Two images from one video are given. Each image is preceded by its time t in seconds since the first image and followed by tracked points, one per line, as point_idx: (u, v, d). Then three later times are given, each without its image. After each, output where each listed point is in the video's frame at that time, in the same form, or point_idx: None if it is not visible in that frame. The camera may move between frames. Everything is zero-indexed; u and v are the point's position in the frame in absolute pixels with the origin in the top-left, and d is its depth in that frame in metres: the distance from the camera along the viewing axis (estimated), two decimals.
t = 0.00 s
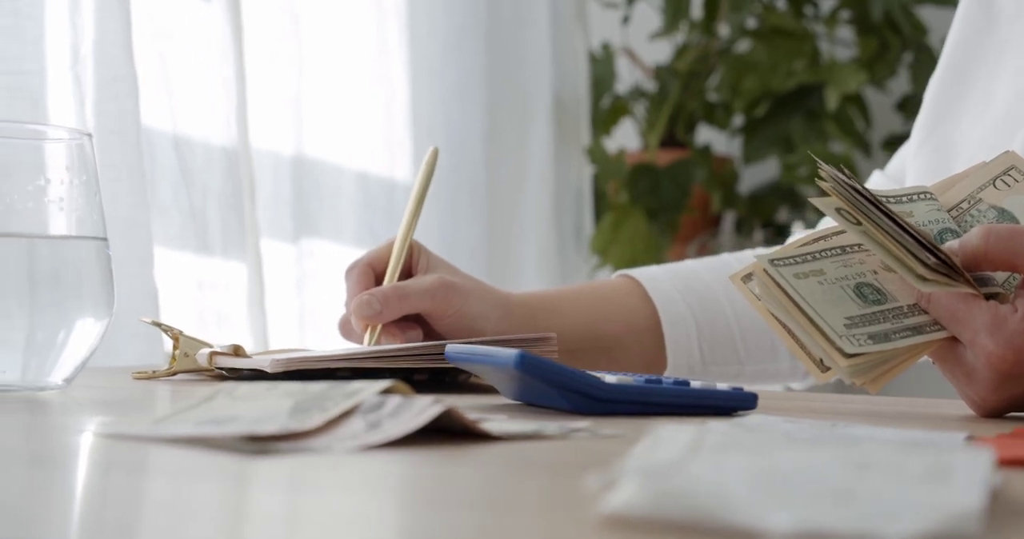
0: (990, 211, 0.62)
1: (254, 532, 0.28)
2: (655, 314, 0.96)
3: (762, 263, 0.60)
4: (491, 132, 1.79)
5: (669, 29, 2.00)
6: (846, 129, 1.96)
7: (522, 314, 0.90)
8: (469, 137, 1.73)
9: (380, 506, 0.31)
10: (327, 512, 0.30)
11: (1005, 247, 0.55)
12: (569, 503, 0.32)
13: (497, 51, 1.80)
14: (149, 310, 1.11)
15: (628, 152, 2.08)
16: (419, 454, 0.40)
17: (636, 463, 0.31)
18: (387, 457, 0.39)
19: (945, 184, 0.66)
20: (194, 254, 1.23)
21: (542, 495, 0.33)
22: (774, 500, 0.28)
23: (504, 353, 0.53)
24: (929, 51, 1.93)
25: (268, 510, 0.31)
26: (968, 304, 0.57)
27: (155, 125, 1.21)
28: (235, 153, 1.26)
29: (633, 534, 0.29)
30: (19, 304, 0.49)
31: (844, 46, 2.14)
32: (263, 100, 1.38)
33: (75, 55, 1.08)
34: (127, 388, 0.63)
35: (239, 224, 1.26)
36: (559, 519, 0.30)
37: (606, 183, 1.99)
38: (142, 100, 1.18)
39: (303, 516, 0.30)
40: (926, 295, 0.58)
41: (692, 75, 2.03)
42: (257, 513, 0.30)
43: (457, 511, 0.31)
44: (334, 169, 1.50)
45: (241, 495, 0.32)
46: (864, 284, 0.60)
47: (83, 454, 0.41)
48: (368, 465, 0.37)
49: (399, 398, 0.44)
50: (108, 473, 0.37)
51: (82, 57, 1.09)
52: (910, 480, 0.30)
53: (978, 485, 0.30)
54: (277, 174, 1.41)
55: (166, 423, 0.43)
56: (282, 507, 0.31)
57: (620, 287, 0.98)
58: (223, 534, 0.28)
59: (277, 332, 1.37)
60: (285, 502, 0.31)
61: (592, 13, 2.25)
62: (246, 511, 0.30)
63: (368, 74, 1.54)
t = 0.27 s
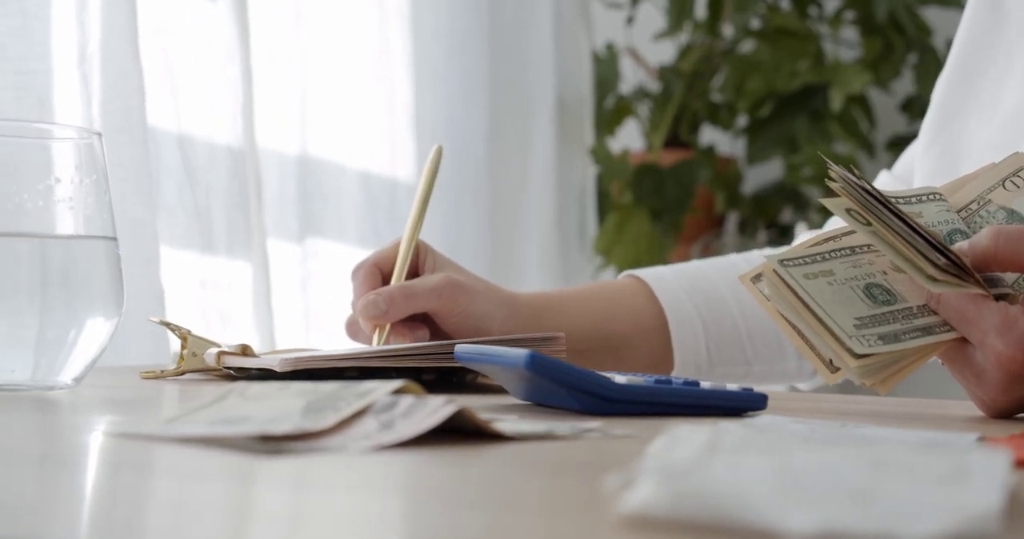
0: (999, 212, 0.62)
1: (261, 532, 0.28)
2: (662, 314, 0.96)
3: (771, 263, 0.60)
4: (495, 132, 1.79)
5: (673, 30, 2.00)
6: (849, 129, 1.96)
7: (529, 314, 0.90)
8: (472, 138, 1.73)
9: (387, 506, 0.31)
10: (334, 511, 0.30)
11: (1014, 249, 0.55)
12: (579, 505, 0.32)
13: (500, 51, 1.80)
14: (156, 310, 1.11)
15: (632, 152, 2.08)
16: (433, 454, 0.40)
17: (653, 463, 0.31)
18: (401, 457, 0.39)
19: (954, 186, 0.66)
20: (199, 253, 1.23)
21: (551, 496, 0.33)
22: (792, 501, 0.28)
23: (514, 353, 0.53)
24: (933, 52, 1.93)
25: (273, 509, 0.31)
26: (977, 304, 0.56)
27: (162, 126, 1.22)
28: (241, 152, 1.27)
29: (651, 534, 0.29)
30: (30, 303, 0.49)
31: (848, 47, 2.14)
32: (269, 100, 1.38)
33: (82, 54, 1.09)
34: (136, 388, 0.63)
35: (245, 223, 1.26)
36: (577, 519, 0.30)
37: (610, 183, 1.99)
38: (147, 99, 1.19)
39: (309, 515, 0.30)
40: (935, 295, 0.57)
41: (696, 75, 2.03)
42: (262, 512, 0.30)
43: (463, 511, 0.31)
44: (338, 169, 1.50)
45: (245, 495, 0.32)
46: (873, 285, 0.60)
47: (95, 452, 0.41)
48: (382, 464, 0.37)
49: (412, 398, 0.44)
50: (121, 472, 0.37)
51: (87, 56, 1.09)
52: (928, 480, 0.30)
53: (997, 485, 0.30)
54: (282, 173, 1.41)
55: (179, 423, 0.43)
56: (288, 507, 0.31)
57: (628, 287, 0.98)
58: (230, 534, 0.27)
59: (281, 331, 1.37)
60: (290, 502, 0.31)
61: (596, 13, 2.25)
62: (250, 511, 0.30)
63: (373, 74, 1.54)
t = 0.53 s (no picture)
0: (1008, 211, 0.62)
1: (268, 532, 0.28)
2: (668, 315, 0.96)
3: (780, 263, 0.60)
4: (498, 133, 1.79)
5: (676, 30, 2.00)
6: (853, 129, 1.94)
7: (534, 314, 0.90)
8: (476, 138, 1.73)
9: (394, 505, 0.31)
10: (341, 511, 0.30)
11: None
12: (591, 505, 0.32)
13: (502, 51, 1.80)
14: (162, 311, 1.11)
15: (634, 152, 2.08)
16: (446, 454, 0.40)
17: (670, 463, 0.31)
18: (414, 457, 0.39)
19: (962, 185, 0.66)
20: (203, 253, 1.23)
21: (562, 496, 0.33)
22: (811, 499, 0.28)
23: (524, 354, 0.53)
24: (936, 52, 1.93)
25: (280, 508, 0.31)
26: (987, 304, 0.56)
27: (166, 126, 1.22)
28: (245, 153, 1.27)
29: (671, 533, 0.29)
30: (40, 303, 0.49)
31: (851, 46, 2.14)
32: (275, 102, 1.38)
33: (85, 55, 1.08)
34: (143, 389, 0.63)
35: (250, 223, 1.26)
36: (595, 519, 0.30)
37: (613, 184, 1.99)
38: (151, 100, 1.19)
39: (316, 515, 0.30)
40: (944, 295, 0.57)
41: (699, 75, 2.03)
42: (270, 512, 0.30)
43: (472, 511, 0.31)
44: (341, 169, 1.50)
45: (252, 494, 0.32)
46: (882, 285, 0.60)
47: (107, 453, 0.41)
48: (396, 465, 0.37)
49: (424, 399, 0.44)
50: (134, 473, 0.37)
51: (92, 57, 1.09)
52: (945, 477, 0.30)
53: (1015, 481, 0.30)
54: (287, 175, 1.41)
55: (191, 424, 0.43)
56: (295, 506, 0.31)
57: (633, 287, 0.98)
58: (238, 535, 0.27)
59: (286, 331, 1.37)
60: (297, 501, 0.31)
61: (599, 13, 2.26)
62: (257, 511, 0.30)
63: (376, 75, 1.54)
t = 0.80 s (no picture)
0: (1016, 208, 0.62)
1: (281, 528, 0.28)
2: (674, 314, 0.96)
3: (789, 260, 0.60)
4: (501, 132, 1.79)
5: (678, 30, 2.00)
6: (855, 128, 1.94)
7: (539, 314, 0.90)
8: (479, 138, 1.73)
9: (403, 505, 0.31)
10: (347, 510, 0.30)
11: None
12: (605, 502, 0.32)
13: (504, 50, 1.80)
14: (168, 311, 1.11)
15: (637, 152, 2.08)
16: (460, 453, 0.40)
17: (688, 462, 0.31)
18: (428, 455, 0.39)
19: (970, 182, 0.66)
20: (208, 253, 1.23)
21: (575, 494, 0.33)
22: (830, 494, 0.29)
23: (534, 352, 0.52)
24: (938, 50, 1.93)
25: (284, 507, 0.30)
26: (997, 301, 0.56)
27: (171, 126, 1.22)
28: (249, 153, 1.27)
29: (690, 530, 0.29)
30: (51, 303, 0.49)
31: (854, 45, 2.14)
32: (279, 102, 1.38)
33: (88, 56, 1.08)
34: (152, 389, 0.63)
35: (254, 223, 1.26)
36: (613, 516, 0.30)
37: (616, 183, 1.99)
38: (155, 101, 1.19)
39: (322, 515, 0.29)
40: (954, 292, 0.57)
41: (701, 74, 2.03)
42: (274, 511, 0.30)
43: (482, 509, 0.30)
44: (345, 169, 1.49)
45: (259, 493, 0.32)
46: (892, 282, 0.60)
47: (119, 452, 0.41)
48: (411, 463, 0.37)
49: (437, 397, 0.44)
50: (147, 472, 0.37)
51: (95, 58, 1.09)
52: (963, 476, 0.30)
53: None
54: (292, 175, 1.41)
55: (204, 423, 0.43)
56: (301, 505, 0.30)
57: (640, 286, 0.98)
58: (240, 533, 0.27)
59: (292, 331, 1.37)
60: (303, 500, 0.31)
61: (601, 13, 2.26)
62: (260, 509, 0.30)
63: (380, 76, 1.54)
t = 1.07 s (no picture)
0: None
1: (306, 525, 0.28)
2: (684, 313, 0.96)
3: (801, 260, 0.60)
4: (505, 132, 1.80)
5: (682, 29, 2.01)
6: (861, 129, 1.96)
7: (550, 315, 0.90)
8: (483, 138, 1.73)
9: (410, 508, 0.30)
10: (355, 514, 0.29)
11: None
12: (629, 501, 0.31)
13: (509, 50, 1.80)
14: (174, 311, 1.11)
15: (641, 152, 2.08)
16: (478, 452, 0.40)
17: (710, 461, 0.31)
18: (446, 454, 0.39)
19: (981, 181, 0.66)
20: (214, 253, 1.23)
21: (595, 493, 0.33)
22: (855, 494, 0.29)
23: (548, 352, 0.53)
24: (942, 49, 1.92)
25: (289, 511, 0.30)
26: (1009, 300, 0.56)
27: (177, 126, 1.22)
28: (254, 153, 1.27)
29: (715, 526, 0.29)
30: (66, 302, 0.49)
31: (858, 45, 2.14)
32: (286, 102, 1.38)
33: (95, 57, 1.08)
34: (163, 388, 0.63)
35: (259, 223, 1.26)
36: (643, 512, 0.30)
37: (620, 183, 1.99)
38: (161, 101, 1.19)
39: (330, 519, 0.28)
40: (966, 291, 0.58)
41: (705, 74, 2.03)
42: (277, 516, 0.29)
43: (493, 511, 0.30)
44: (351, 169, 1.50)
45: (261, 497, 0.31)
46: (904, 281, 0.60)
47: (138, 451, 0.41)
48: (429, 462, 0.37)
49: (453, 397, 0.44)
50: (168, 471, 0.36)
51: (102, 59, 1.09)
52: (987, 476, 0.30)
53: None
54: (299, 175, 1.41)
55: (220, 422, 0.43)
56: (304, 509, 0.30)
57: (649, 286, 0.98)
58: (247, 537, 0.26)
59: (298, 330, 1.37)
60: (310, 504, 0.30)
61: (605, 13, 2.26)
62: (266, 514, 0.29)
63: (385, 77, 1.54)
